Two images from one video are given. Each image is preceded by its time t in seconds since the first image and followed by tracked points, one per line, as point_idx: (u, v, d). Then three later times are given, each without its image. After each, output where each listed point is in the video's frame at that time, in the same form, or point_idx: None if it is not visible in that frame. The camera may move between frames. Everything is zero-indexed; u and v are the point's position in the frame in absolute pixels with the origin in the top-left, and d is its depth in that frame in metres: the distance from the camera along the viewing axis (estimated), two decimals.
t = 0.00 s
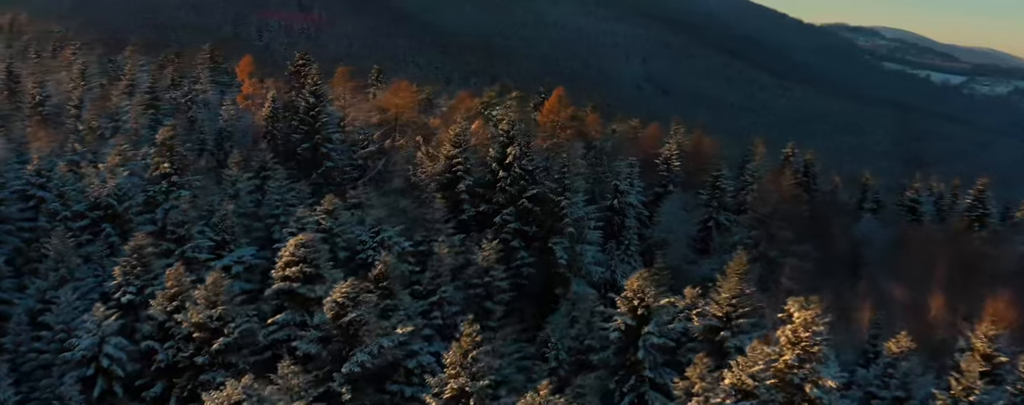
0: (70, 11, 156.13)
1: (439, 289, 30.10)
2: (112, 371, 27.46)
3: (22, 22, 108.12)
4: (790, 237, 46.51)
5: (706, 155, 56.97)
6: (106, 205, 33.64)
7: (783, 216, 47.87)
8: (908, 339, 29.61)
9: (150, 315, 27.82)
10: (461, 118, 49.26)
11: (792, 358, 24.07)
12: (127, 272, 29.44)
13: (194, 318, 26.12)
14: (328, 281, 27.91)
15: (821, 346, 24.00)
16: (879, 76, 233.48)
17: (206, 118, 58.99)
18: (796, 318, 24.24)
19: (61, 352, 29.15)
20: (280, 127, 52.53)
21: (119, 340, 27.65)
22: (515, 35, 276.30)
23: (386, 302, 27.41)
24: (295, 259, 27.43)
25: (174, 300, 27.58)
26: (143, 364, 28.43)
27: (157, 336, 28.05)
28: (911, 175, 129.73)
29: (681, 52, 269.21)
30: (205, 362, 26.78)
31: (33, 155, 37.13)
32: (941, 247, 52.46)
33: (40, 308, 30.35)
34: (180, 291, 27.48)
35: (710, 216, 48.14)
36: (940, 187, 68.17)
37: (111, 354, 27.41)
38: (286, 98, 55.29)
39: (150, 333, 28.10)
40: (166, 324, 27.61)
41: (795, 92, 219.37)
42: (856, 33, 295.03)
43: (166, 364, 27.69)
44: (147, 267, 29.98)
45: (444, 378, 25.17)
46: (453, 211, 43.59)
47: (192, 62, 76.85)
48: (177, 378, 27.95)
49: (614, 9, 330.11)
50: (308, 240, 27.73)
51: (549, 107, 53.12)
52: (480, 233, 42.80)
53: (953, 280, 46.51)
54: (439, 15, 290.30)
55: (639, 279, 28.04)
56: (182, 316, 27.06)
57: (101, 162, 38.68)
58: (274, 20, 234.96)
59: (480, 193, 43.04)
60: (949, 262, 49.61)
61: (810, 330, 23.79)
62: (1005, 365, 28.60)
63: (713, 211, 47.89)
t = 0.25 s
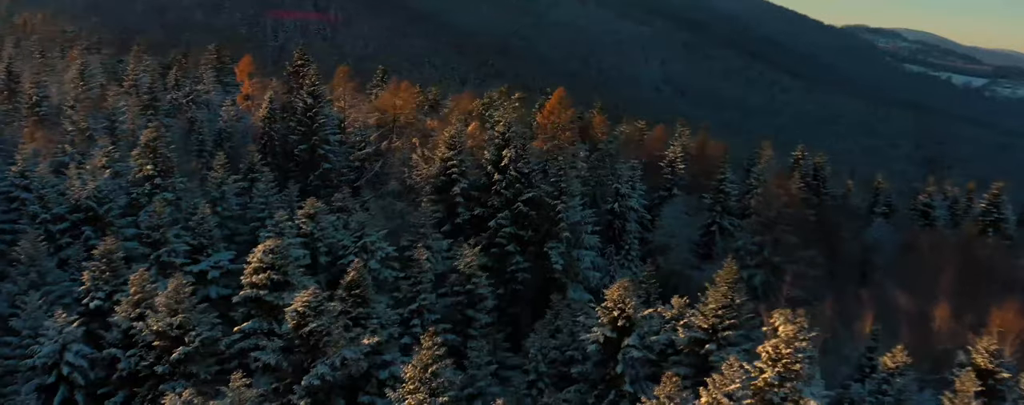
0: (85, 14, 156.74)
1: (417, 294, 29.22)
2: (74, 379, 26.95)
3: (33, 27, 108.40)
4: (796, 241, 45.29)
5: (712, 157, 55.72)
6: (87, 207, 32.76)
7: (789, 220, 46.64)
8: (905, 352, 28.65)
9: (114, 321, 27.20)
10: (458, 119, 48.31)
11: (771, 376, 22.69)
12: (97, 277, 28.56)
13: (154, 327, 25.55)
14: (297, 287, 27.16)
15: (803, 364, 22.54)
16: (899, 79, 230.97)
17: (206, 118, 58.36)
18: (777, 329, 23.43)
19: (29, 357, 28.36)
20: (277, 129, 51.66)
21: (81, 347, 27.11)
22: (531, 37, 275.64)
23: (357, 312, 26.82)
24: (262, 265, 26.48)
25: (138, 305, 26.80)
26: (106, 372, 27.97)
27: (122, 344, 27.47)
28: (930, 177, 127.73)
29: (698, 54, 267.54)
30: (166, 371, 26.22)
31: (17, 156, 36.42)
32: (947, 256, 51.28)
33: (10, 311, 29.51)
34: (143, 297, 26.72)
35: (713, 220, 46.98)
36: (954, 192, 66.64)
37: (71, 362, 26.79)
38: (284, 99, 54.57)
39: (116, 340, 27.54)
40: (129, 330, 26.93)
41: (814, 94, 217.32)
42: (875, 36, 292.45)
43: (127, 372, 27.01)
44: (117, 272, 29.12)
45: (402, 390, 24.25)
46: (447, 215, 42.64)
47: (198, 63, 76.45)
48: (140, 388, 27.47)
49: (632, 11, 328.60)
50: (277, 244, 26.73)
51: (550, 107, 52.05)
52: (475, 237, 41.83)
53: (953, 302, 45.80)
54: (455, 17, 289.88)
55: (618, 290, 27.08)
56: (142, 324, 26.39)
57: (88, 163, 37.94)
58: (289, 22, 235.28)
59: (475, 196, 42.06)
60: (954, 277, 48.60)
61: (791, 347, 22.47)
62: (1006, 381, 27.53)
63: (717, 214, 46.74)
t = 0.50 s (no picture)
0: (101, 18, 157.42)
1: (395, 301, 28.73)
2: (34, 387, 26.71)
3: (46, 30, 108.71)
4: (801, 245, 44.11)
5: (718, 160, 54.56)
6: (66, 209, 32.25)
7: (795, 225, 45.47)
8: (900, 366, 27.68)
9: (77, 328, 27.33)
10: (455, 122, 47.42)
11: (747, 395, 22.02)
12: (64, 281, 28.59)
13: (111, 336, 25.92)
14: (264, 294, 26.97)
15: (780, 384, 21.83)
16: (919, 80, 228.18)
17: (206, 118, 57.81)
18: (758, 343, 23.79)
19: None
20: (274, 130, 50.98)
21: (39, 355, 26.86)
22: (548, 39, 274.68)
23: (327, 321, 26.85)
24: (228, 272, 26.37)
25: (100, 312, 26.98)
26: (68, 379, 27.84)
27: (85, 352, 27.58)
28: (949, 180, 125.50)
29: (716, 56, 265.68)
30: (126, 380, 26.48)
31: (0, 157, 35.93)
32: (952, 268, 50.22)
33: None
34: (104, 304, 26.92)
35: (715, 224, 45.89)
36: (969, 196, 65.14)
37: (31, 369, 26.64)
38: (283, 100, 53.90)
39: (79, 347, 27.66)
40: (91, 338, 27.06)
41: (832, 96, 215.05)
42: (896, 37, 289.37)
43: (88, 382, 27.10)
44: (86, 276, 29.08)
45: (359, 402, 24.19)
46: (441, 219, 41.67)
47: (204, 64, 76.05)
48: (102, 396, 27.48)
49: (650, 13, 327.00)
50: (243, 250, 26.69)
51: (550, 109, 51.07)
52: (469, 242, 40.82)
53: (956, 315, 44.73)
54: (471, 19, 289.45)
55: (598, 300, 27.26)
56: (103, 331, 26.63)
57: (73, 164, 37.39)
58: (306, 24, 235.63)
59: (469, 199, 41.07)
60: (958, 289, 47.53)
61: (769, 365, 21.81)
62: (1007, 398, 26.31)
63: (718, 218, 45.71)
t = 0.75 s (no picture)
0: (116, 20, 158.47)
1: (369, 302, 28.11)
2: None
3: (60, 32, 109.15)
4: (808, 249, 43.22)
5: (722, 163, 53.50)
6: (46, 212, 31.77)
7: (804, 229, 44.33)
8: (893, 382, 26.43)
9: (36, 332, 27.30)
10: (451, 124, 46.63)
11: None
12: (30, 286, 28.46)
13: (67, 345, 26.06)
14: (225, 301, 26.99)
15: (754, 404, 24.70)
16: (940, 81, 225.35)
17: (205, 119, 57.35)
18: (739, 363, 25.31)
19: None
20: (271, 130, 50.31)
21: None
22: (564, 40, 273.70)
23: (294, 330, 26.85)
24: (188, 280, 26.48)
25: (61, 316, 26.99)
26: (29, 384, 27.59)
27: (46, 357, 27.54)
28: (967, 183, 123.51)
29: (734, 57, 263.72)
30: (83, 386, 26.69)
31: None
32: (959, 275, 48.91)
33: None
34: (63, 309, 26.89)
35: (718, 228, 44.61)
36: (983, 199, 63.65)
37: None
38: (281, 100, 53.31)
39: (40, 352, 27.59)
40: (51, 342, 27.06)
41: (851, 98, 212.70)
42: (917, 38, 286.25)
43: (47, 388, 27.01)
44: (53, 281, 28.85)
45: None
46: (435, 222, 40.62)
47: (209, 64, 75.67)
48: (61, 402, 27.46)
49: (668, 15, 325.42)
50: (204, 257, 26.66)
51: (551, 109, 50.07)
52: (463, 246, 39.84)
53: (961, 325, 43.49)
54: (488, 21, 289.20)
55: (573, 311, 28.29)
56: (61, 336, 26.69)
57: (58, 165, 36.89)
58: (322, 25, 236.15)
59: (464, 202, 40.03)
60: (965, 295, 46.19)
61: (743, 387, 24.78)
62: None
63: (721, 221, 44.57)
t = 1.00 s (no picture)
0: (132, 22, 159.42)
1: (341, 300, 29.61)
2: None
3: (76, 33, 109.75)
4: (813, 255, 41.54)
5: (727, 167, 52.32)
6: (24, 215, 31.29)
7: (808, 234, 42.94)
8: (884, 400, 26.15)
9: None
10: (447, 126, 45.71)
11: None
12: None
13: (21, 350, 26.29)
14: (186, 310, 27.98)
15: None
16: (962, 83, 222.41)
17: (205, 121, 56.88)
18: (711, 383, 25.30)
19: None
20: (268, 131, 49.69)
21: None
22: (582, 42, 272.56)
23: (258, 339, 27.91)
24: (152, 285, 27.64)
25: (15, 327, 27.32)
26: None
27: None
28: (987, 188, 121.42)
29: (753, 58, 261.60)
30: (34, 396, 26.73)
31: None
32: (966, 284, 47.62)
33: None
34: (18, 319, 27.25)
35: (721, 233, 43.32)
36: (1000, 204, 62.03)
37: None
38: (280, 101, 52.73)
39: None
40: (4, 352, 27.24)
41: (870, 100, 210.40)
42: (940, 40, 282.79)
43: None
44: (20, 284, 29.49)
45: None
46: (428, 226, 39.62)
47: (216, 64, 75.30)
48: None
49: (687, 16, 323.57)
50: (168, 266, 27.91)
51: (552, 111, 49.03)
52: (456, 250, 38.83)
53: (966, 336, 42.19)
54: (505, 22, 288.88)
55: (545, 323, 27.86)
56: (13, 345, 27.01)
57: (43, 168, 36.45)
58: (338, 26, 236.71)
59: (457, 205, 39.07)
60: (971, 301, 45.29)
61: None
62: None
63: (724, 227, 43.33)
